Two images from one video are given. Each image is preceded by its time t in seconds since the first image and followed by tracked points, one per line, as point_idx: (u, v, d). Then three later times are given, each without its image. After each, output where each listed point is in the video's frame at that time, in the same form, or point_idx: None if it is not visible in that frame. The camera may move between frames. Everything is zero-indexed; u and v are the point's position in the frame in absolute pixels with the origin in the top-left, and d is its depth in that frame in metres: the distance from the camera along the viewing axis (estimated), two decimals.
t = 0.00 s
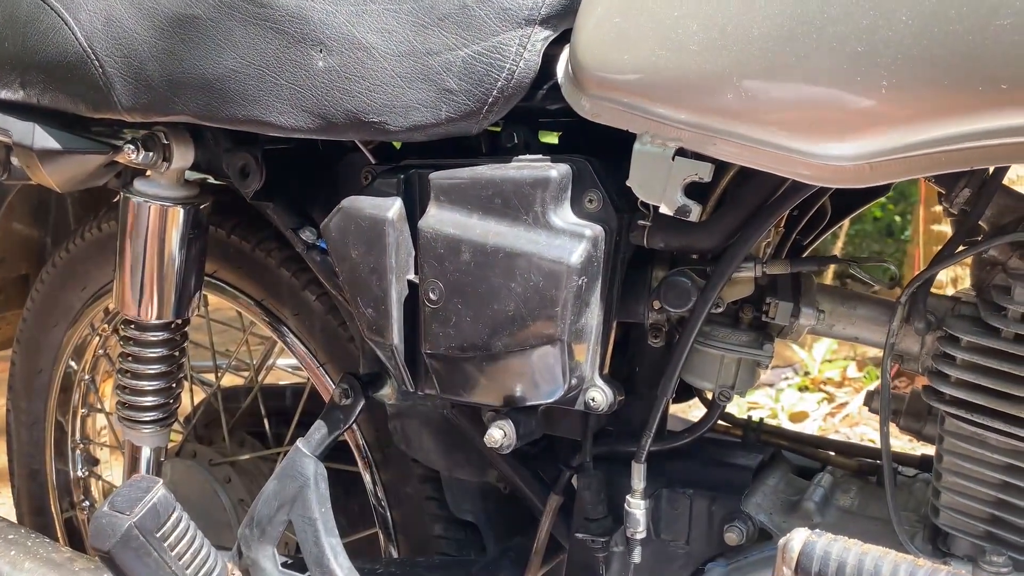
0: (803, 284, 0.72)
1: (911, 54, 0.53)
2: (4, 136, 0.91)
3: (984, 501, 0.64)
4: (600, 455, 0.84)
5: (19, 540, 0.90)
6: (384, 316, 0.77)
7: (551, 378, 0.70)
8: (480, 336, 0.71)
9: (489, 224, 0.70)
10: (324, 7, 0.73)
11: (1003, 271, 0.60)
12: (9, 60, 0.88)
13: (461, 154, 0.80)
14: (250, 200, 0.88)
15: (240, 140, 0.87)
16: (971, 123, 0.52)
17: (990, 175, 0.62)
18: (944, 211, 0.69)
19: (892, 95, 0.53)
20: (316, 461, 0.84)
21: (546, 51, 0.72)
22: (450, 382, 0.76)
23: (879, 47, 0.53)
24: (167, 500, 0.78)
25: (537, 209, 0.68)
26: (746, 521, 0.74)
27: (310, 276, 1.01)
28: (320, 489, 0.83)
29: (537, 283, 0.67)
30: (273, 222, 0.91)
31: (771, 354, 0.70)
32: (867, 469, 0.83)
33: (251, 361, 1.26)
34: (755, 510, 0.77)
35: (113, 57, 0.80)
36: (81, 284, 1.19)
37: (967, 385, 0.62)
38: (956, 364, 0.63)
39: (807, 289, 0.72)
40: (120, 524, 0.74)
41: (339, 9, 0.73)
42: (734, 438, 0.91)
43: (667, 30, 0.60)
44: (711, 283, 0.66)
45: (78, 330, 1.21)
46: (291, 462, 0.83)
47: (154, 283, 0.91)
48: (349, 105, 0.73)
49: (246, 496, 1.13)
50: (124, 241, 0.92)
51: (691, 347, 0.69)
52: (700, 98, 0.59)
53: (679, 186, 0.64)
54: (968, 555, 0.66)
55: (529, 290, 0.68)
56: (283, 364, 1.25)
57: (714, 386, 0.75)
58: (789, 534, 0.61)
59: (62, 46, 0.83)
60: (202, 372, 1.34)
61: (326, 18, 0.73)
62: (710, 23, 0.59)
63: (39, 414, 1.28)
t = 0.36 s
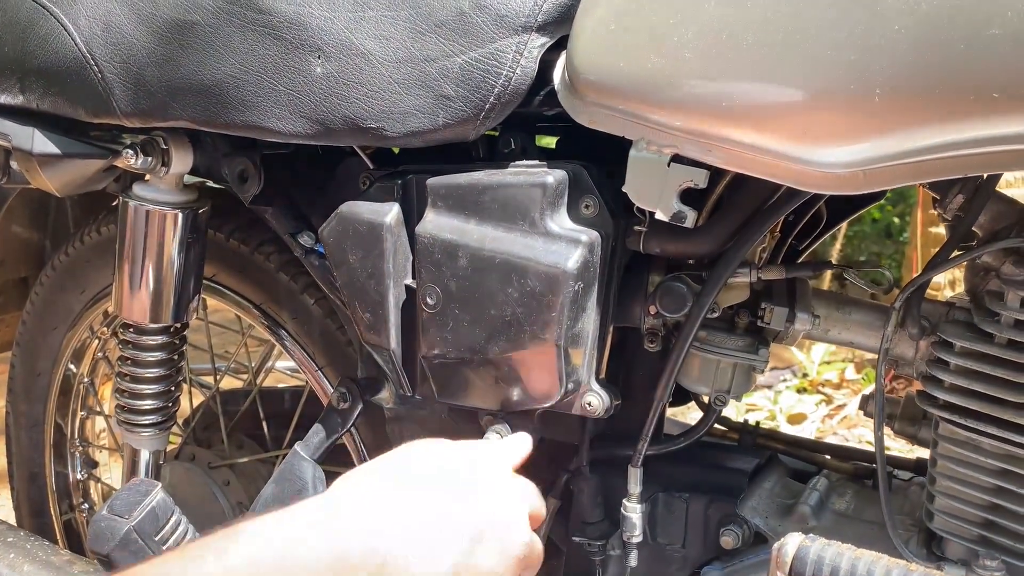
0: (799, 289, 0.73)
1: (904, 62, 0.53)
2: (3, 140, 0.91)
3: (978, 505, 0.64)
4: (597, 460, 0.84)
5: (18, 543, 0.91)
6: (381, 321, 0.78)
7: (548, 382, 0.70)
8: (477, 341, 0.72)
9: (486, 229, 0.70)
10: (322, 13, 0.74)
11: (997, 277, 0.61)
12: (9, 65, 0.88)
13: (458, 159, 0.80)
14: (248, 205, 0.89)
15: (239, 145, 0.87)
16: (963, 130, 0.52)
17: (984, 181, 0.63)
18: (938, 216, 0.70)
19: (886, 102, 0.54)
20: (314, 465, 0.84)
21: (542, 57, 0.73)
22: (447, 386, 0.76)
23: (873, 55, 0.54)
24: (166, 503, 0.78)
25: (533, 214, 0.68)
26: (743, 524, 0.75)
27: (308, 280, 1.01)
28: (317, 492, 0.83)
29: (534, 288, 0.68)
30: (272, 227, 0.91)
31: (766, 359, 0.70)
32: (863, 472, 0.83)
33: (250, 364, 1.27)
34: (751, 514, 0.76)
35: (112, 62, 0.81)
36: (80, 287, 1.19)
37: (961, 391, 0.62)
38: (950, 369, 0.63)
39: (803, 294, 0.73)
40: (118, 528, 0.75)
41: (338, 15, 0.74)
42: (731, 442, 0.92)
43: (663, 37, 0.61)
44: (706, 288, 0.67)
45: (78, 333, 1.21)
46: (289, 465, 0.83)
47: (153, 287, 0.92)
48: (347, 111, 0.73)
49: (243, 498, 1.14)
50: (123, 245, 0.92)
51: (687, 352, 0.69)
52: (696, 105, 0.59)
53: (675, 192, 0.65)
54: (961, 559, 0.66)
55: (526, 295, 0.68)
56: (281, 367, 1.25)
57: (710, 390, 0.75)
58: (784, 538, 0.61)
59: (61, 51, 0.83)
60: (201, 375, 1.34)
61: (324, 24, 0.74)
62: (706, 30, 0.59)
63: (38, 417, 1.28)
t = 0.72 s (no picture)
0: (803, 284, 0.72)
1: (910, 54, 0.53)
2: (4, 135, 0.91)
3: (983, 501, 0.64)
4: (599, 457, 0.83)
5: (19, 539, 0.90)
6: (383, 316, 0.77)
7: (551, 377, 0.70)
8: (479, 336, 0.71)
9: (488, 223, 0.70)
10: (324, 7, 0.74)
11: (1003, 271, 0.60)
12: (10, 60, 0.88)
13: (459, 154, 0.80)
14: (250, 199, 0.89)
15: (241, 140, 0.87)
16: (969, 123, 0.52)
17: (990, 175, 0.62)
18: (944, 211, 0.69)
19: (891, 94, 0.54)
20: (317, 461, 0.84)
21: (546, 51, 0.72)
22: (450, 382, 0.76)
23: (878, 47, 0.53)
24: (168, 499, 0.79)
25: (537, 208, 0.68)
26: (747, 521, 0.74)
27: (310, 276, 1.01)
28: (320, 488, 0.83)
29: (537, 283, 0.67)
30: (273, 222, 0.91)
31: (771, 354, 0.70)
32: (867, 469, 0.83)
33: (251, 361, 1.26)
34: (754, 510, 0.77)
35: (113, 56, 0.81)
36: (80, 284, 1.19)
37: (966, 386, 0.62)
38: (956, 364, 0.63)
39: (807, 290, 0.72)
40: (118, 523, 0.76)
41: (340, 9, 0.73)
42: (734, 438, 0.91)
43: (668, 29, 0.60)
44: (710, 283, 0.66)
45: (78, 330, 1.21)
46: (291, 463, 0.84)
47: (154, 283, 0.91)
48: (349, 105, 0.73)
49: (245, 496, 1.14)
50: (124, 241, 0.92)
51: (691, 347, 0.69)
52: (700, 98, 0.59)
53: (679, 186, 0.64)
54: (967, 555, 0.65)
55: (529, 289, 0.68)
56: (282, 364, 1.25)
57: (713, 386, 0.75)
58: (789, 533, 0.61)
59: (61, 45, 0.83)
60: (202, 372, 1.34)
61: (326, 18, 0.74)
62: (710, 23, 0.59)
63: (39, 414, 1.28)
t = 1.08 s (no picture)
0: (809, 285, 0.72)
1: (917, 56, 0.53)
2: (9, 136, 0.91)
3: (989, 502, 0.64)
4: (604, 457, 0.84)
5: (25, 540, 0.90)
6: (388, 318, 0.77)
7: (556, 378, 0.70)
8: (485, 337, 0.71)
9: (494, 225, 0.70)
10: (331, 9, 0.74)
11: (1009, 273, 0.60)
12: (16, 61, 0.88)
13: (464, 155, 0.79)
14: (255, 201, 0.89)
15: (246, 142, 0.87)
16: (975, 124, 0.52)
17: (996, 176, 0.63)
18: (949, 212, 0.69)
19: (898, 96, 0.54)
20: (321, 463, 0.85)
21: (551, 53, 0.72)
22: (454, 383, 0.76)
23: (885, 47, 0.53)
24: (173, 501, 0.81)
25: (543, 210, 0.68)
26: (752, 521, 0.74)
27: (314, 278, 1.01)
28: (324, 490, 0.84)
29: (542, 284, 0.67)
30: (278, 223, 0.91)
31: (776, 356, 0.70)
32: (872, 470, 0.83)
33: (254, 363, 1.26)
34: (761, 512, 0.75)
35: (119, 58, 0.81)
36: (85, 285, 1.19)
37: (973, 387, 0.62)
38: (962, 365, 0.62)
39: (813, 291, 0.72)
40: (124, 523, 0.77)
41: (346, 10, 0.74)
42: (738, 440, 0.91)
43: (674, 31, 0.60)
44: (716, 285, 0.66)
45: (82, 331, 1.21)
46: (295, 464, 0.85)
47: (159, 284, 0.91)
48: (354, 106, 0.73)
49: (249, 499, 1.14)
50: (128, 242, 0.92)
51: (696, 349, 0.69)
52: (706, 100, 0.59)
53: (685, 188, 0.64)
54: (973, 557, 0.65)
55: (535, 291, 0.68)
56: (286, 365, 1.25)
57: (718, 387, 0.75)
58: (796, 535, 0.61)
59: (67, 47, 0.83)
60: (205, 373, 1.34)
61: (332, 20, 0.74)
62: (717, 24, 0.59)
63: (43, 415, 1.28)
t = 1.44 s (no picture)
0: (815, 285, 0.72)
1: (923, 56, 0.53)
2: (18, 138, 0.91)
3: (997, 502, 0.64)
4: (611, 457, 0.84)
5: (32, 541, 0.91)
6: (395, 318, 0.78)
7: (563, 378, 0.70)
8: (492, 338, 0.72)
9: (501, 225, 0.70)
10: (338, 12, 0.74)
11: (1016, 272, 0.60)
12: (24, 64, 0.89)
13: (473, 153, 0.80)
14: (262, 203, 0.89)
15: (253, 144, 0.88)
16: (983, 124, 0.52)
17: (1003, 176, 0.62)
18: (956, 212, 0.69)
19: (905, 95, 0.54)
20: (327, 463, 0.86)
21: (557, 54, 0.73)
22: (461, 384, 0.76)
23: (892, 47, 0.54)
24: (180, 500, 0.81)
25: (550, 211, 0.68)
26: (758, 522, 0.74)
27: (321, 279, 1.01)
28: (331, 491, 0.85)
29: (549, 284, 0.68)
30: (285, 224, 0.92)
31: (783, 356, 0.70)
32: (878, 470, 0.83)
33: (261, 363, 1.27)
34: (767, 511, 0.75)
35: (127, 60, 0.82)
36: (91, 287, 1.20)
37: (981, 387, 0.62)
38: (969, 365, 0.62)
39: (819, 292, 0.72)
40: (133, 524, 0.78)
41: (353, 13, 0.74)
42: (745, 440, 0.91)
43: (681, 31, 0.60)
44: (722, 285, 0.66)
45: (89, 332, 1.21)
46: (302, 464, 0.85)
47: (166, 285, 0.92)
48: (361, 108, 0.73)
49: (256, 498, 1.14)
50: (136, 243, 0.92)
51: (702, 350, 0.69)
52: (713, 100, 0.59)
53: (692, 188, 0.64)
54: (981, 557, 0.65)
55: (541, 292, 0.68)
56: (292, 366, 1.25)
57: (725, 387, 0.75)
58: (803, 534, 0.61)
59: (76, 49, 0.84)
60: (212, 374, 1.34)
61: (339, 21, 0.74)
62: (723, 25, 0.59)
63: (49, 416, 1.28)
